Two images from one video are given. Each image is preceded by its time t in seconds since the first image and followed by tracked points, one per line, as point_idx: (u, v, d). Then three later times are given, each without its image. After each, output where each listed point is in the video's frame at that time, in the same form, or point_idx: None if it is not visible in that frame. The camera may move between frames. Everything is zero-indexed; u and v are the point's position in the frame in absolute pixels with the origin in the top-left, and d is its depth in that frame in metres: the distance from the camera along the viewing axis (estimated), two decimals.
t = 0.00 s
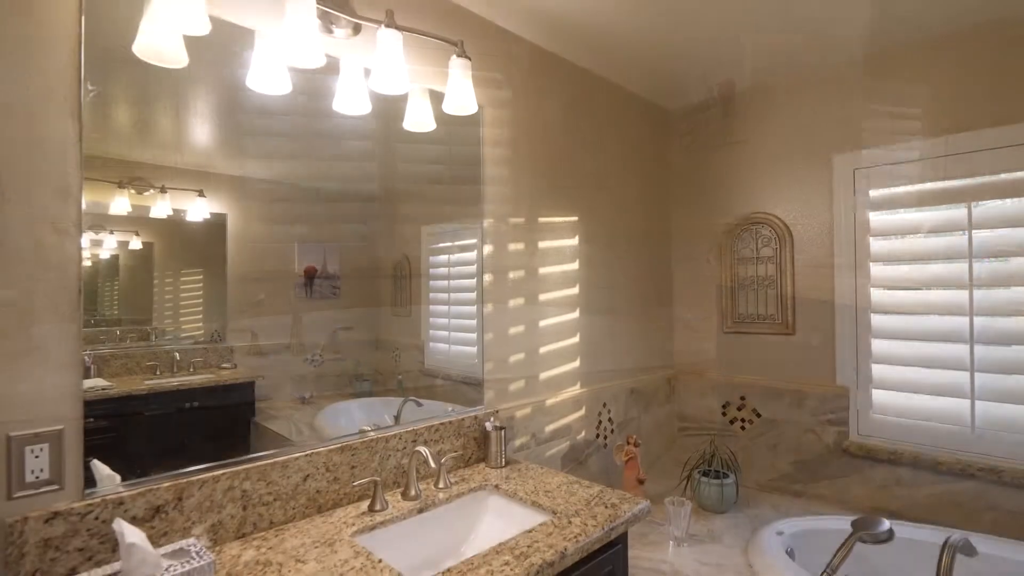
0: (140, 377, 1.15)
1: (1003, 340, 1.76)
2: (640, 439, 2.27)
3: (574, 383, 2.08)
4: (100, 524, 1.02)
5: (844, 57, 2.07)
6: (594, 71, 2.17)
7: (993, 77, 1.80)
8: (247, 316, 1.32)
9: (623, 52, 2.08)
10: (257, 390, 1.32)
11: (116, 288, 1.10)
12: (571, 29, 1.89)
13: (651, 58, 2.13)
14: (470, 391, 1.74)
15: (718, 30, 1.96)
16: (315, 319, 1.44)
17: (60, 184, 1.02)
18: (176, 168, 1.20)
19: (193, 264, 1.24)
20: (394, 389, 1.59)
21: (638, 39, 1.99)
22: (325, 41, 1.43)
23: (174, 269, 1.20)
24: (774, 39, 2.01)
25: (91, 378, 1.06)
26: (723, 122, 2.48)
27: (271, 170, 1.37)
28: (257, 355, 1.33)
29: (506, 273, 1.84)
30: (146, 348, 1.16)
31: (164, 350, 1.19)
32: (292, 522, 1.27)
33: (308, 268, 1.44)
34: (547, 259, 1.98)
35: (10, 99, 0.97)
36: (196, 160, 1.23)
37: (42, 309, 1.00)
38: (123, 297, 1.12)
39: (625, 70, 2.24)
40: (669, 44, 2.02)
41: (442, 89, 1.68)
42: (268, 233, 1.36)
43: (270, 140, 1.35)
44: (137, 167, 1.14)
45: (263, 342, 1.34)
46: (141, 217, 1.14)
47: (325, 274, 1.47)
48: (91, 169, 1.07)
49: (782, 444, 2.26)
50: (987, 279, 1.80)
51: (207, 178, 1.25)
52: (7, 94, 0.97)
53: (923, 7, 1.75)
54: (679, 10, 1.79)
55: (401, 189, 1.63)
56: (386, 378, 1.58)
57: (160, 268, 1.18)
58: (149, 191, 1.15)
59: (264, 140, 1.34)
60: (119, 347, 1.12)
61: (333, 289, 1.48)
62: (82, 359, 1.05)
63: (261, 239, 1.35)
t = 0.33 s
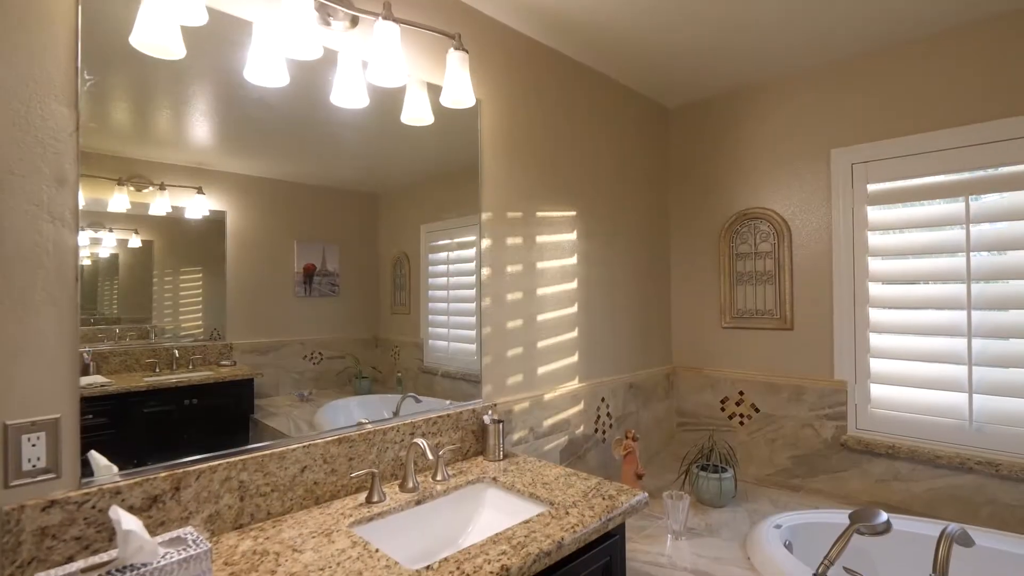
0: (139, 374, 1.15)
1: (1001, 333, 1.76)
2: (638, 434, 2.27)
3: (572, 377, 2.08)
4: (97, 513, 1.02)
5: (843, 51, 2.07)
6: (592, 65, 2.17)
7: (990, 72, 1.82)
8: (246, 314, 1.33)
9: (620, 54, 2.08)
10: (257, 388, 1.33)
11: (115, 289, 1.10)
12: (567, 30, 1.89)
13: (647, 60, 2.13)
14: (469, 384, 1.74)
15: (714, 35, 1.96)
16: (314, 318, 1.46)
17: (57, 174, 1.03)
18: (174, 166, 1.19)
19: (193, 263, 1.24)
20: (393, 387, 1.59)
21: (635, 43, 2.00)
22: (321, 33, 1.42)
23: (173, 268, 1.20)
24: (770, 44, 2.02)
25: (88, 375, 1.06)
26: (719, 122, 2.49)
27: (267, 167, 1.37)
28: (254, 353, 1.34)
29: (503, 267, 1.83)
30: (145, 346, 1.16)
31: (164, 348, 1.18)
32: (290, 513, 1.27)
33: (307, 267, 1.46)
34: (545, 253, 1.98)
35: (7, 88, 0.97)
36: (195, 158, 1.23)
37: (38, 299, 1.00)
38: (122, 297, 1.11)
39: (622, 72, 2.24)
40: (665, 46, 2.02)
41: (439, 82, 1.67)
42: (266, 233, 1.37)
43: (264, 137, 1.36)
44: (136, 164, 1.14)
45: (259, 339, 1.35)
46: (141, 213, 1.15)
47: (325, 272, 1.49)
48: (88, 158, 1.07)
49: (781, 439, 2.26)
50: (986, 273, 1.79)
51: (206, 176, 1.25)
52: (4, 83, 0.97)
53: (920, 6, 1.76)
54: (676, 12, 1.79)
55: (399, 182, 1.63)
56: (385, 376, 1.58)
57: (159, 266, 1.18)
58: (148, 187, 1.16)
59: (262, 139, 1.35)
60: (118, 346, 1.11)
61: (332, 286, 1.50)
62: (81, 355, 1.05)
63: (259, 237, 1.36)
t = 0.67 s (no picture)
0: (138, 372, 1.15)
1: (999, 327, 1.76)
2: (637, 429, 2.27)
3: (571, 371, 2.08)
4: (95, 503, 1.02)
5: (842, 46, 2.08)
6: (591, 60, 2.17)
7: (989, 67, 1.82)
8: (245, 310, 1.32)
9: (618, 49, 2.08)
10: (257, 385, 1.32)
11: (115, 289, 1.11)
12: (565, 25, 1.89)
13: (646, 55, 2.13)
14: (468, 378, 1.74)
15: (713, 30, 1.96)
16: (314, 314, 1.46)
17: (54, 164, 1.03)
18: (173, 163, 1.20)
19: (193, 261, 1.24)
20: (391, 383, 1.59)
21: (633, 38, 2.00)
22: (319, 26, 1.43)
23: (173, 266, 1.21)
24: (769, 39, 2.02)
25: (87, 371, 1.06)
26: (719, 117, 2.49)
27: (265, 161, 1.37)
28: (253, 350, 1.33)
29: (501, 261, 1.83)
30: (145, 343, 1.16)
31: (163, 345, 1.19)
32: (288, 505, 1.27)
33: (306, 264, 1.45)
34: (543, 247, 1.98)
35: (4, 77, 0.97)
36: (194, 156, 1.23)
37: (34, 288, 1.00)
38: (122, 296, 1.12)
39: (620, 68, 2.25)
40: (663, 41, 2.02)
41: (437, 76, 1.67)
42: (265, 227, 1.37)
43: (261, 131, 1.35)
44: (135, 161, 1.14)
45: (258, 334, 1.35)
46: (139, 210, 1.15)
47: (324, 269, 1.49)
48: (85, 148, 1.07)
49: (779, 434, 2.26)
50: (984, 267, 1.79)
51: (205, 174, 1.25)
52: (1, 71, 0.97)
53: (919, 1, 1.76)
54: (674, 7, 1.79)
55: (396, 176, 1.63)
56: (384, 373, 1.59)
57: (160, 264, 1.19)
58: (146, 184, 1.16)
59: (260, 134, 1.35)
60: (117, 343, 1.12)
61: (332, 284, 1.50)
62: (78, 352, 1.05)
63: (258, 232, 1.35)
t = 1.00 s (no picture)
0: (137, 369, 1.16)
1: (998, 321, 1.76)
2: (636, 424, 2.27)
3: (570, 366, 2.07)
4: (93, 493, 1.02)
5: (841, 41, 2.08)
6: (589, 56, 2.17)
7: (989, 61, 1.82)
8: (245, 306, 1.33)
9: (617, 44, 2.08)
10: (257, 382, 1.32)
11: (114, 288, 1.11)
12: (564, 19, 1.89)
13: (645, 50, 2.13)
14: (467, 373, 1.74)
15: (711, 26, 1.96)
16: (314, 309, 1.46)
17: (52, 154, 1.03)
18: (172, 160, 1.20)
19: (193, 259, 1.25)
20: (391, 380, 1.59)
21: (632, 32, 1.99)
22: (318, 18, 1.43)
23: (173, 263, 1.21)
24: (767, 34, 2.02)
25: (86, 369, 1.07)
26: (718, 113, 2.49)
27: (264, 155, 1.37)
28: (253, 348, 1.33)
29: (501, 256, 1.84)
30: (144, 342, 1.17)
31: (163, 343, 1.19)
32: (286, 497, 1.27)
33: (305, 262, 1.45)
34: (542, 242, 1.98)
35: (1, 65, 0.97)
36: (194, 153, 1.23)
37: (32, 278, 1.00)
38: (122, 296, 1.13)
39: (619, 64, 2.25)
40: (662, 36, 2.03)
41: (436, 69, 1.68)
42: (265, 221, 1.37)
43: (260, 125, 1.35)
44: (134, 158, 1.15)
45: (257, 330, 1.34)
46: (138, 207, 1.15)
47: (323, 266, 1.49)
48: (83, 140, 1.07)
49: (779, 429, 2.26)
50: (984, 261, 1.79)
51: (204, 170, 1.25)
52: None
53: None
54: (673, 1, 1.79)
55: (395, 169, 1.63)
56: (383, 370, 1.59)
57: (159, 262, 1.19)
58: (145, 182, 1.17)
59: (259, 128, 1.35)
60: (117, 341, 1.13)
61: (332, 282, 1.50)
62: (78, 349, 1.05)
63: (258, 227, 1.35)
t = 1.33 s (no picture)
0: (137, 367, 1.15)
1: (997, 315, 1.76)
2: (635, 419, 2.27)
3: (569, 361, 2.07)
4: (91, 481, 1.02)
5: (840, 35, 2.08)
6: (588, 50, 2.17)
7: (987, 55, 1.82)
8: (244, 301, 1.32)
9: (616, 39, 2.08)
10: (256, 379, 1.31)
11: (114, 289, 1.11)
12: (562, 12, 1.89)
13: (643, 45, 2.13)
14: (466, 366, 1.73)
15: (710, 20, 1.96)
16: (313, 302, 1.46)
17: (49, 143, 1.02)
18: (171, 156, 1.20)
19: (192, 256, 1.24)
20: (390, 377, 1.58)
21: (630, 26, 1.99)
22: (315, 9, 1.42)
23: (172, 261, 1.21)
24: (766, 29, 2.02)
25: (85, 365, 1.07)
26: (717, 108, 2.49)
27: (263, 147, 1.36)
28: (253, 345, 1.33)
29: (500, 250, 1.84)
30: (143, 340, 1.16)
31: (162, 340, 1.19)
32: (285, 488, 1.27)
33: (304, 259, 1.45)
34: (541, 236, 1.98)
35: None
36: (193, 150, 1.23)
37: (31, 267, 0.99)
38: (121, 296, 1.12)
39: (619, 59, 2.25)
40: (661, 30, 2.02)
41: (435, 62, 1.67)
42: (264, 213, 1.37)
43: (258, 117, 1.35)
44: (133, 153, 1.14)
45: (256, 324, 1.34)
46: (137, 202, 1.15)
47: (323, 264, 1.48)
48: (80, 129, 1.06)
49: (778, 424, 2.26)
50: (984, 254, 1.79)
51: (204, 166, 1.25)
52: None
53: None
54: None
55: (394, 162, 1.62)
56: (383, 367, 1.58)
57: (158, 261, 1.18)
58: (144, 179, 1.16)
59: (258, 120, 1.35)
60: (115, 338, 1.12)
61: (331, 280, 1.50)
62: (77, 346, 1.05)
63: (258, 220, 1.35)
